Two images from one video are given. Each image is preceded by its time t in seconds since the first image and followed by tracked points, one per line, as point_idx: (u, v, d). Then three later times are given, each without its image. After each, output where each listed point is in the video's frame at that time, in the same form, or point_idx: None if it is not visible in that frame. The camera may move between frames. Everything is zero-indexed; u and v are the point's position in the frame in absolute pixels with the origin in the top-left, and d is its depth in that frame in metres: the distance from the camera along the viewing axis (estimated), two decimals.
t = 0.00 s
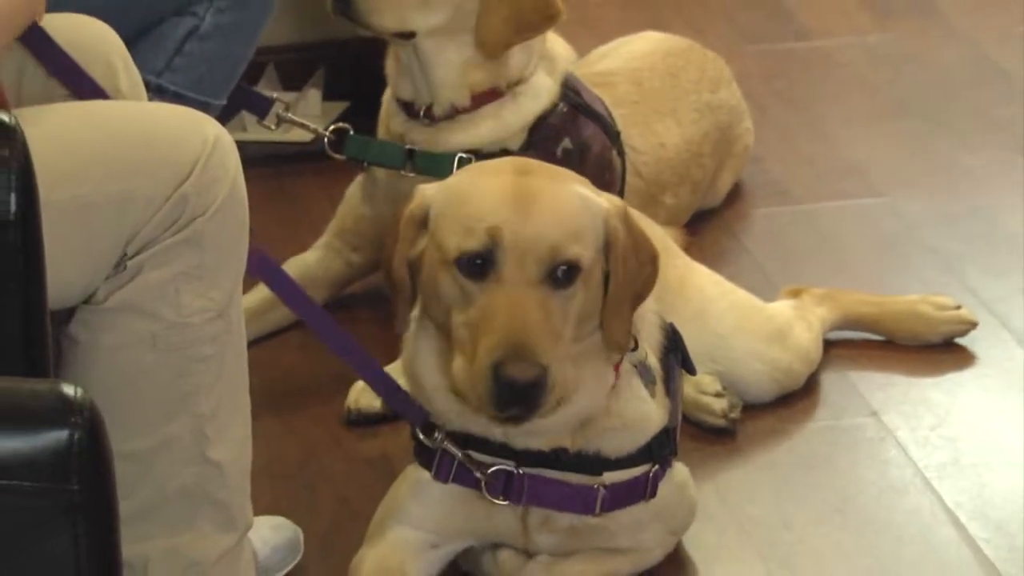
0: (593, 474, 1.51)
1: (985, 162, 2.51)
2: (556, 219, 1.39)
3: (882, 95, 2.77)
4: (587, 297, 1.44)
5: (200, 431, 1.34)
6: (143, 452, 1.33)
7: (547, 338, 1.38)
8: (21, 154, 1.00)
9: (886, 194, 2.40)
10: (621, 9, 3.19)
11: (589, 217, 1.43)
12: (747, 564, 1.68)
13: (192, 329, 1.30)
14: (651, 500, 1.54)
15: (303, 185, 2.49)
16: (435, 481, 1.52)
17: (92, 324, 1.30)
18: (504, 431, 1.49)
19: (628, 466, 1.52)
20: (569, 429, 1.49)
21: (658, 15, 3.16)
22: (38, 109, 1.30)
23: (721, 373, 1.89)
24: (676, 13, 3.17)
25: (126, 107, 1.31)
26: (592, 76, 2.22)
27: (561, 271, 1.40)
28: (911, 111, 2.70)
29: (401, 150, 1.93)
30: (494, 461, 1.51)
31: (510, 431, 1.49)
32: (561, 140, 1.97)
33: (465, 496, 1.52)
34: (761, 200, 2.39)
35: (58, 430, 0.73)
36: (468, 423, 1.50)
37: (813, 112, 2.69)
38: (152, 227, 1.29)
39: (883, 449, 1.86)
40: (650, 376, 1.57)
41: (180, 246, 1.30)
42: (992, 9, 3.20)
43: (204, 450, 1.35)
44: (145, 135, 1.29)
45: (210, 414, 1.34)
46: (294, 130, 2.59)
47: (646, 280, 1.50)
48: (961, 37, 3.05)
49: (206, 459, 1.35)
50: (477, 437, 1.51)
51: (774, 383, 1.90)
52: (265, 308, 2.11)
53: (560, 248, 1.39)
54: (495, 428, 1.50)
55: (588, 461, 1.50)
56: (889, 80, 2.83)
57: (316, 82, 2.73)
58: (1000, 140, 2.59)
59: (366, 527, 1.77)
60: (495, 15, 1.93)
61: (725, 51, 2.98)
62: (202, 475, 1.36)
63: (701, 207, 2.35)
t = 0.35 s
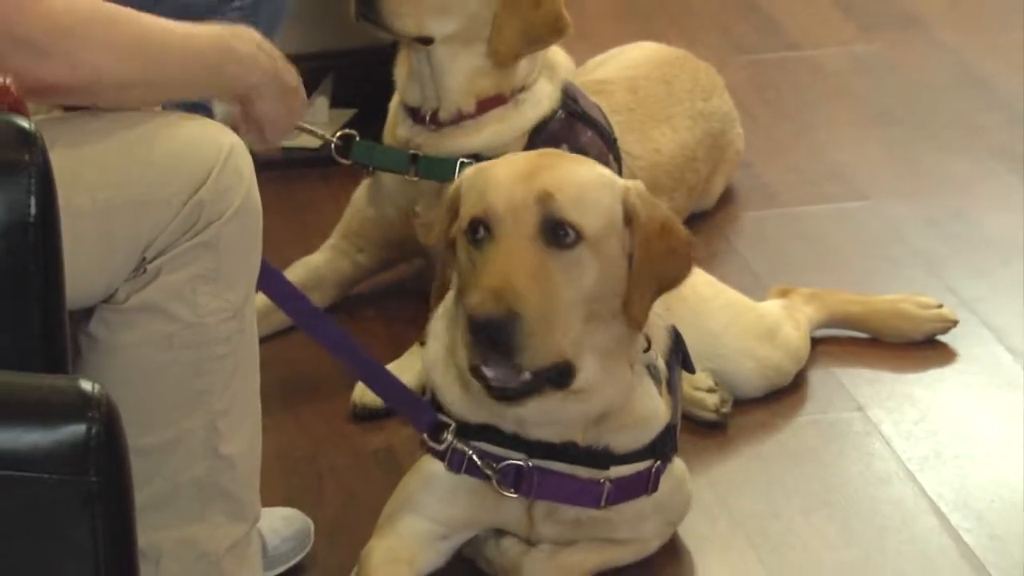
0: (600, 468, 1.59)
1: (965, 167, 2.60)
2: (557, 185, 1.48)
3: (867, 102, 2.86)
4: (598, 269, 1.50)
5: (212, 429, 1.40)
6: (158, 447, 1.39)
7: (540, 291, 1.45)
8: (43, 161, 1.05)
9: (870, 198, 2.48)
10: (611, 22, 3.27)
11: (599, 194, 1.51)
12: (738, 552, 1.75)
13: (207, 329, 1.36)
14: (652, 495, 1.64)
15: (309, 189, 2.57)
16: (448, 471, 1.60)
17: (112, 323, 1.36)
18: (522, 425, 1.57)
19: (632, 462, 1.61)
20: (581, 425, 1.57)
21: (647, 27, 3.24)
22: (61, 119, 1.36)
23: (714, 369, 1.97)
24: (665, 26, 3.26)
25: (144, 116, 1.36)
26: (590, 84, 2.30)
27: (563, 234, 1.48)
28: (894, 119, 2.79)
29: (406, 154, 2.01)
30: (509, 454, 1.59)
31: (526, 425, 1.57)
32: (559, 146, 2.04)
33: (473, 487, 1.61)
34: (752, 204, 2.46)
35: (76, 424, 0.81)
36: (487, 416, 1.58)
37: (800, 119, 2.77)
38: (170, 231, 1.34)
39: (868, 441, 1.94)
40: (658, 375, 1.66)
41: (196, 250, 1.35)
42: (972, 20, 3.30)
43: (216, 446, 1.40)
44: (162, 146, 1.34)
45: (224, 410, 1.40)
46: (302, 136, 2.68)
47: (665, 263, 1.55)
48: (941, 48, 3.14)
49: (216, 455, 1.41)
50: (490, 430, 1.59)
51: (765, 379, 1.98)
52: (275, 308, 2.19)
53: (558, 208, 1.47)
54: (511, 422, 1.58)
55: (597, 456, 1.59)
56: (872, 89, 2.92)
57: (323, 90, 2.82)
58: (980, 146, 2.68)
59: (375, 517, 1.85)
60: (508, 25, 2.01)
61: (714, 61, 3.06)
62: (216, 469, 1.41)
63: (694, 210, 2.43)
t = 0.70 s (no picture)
0: (604, 455, 1.67)
1: (948, 171, 2.68)
2: (497, 166, 1.58)
3: (853, 107, 2.94)
4: (539, 247, 1.57)
5: (223, 425, 1.43)
6: (168, 444, 1.42)
7: (462, 262, 1.56)
8: (61, 165, 1.12)
9: (855, 201, 2.56)
10: (604, 32, 3.36)
11: (546, 174, 1.58)
12: (730, 541, 1.83)
13: (218, 330, 1.39)
14: (652, 484, 1.72)
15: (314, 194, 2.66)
16: (456, 456, 1.68)
17: (126, 323, 1.39)
18: (525, 406, 1.65)
19: (635, 451, 1.68)
20: (584, 409, 1.65)
21: (639, 37, 3.33)
22: (82, 125, 1.40)
23: (706, 366, 2.05)
24: (656, 36, 3.34)
25: (161, 122, 1.39)
26: (588, 94, 2.38)
27: (497, 211, 1.56)
28: (879, 124, 2.87)
29: (410, 159, 2.11)
30: (516, 440, 1.66)
31: (529, 407, 1.65)
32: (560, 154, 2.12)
33: (480, 472, 1.69)
34: (742, 207, 2.54)
35: (94, 418, 0.84)
36: (493, 397, 1.67)
37: (788, 126, 2.85)
38: (184, 233, 1.37)
39: (855, 435, 2.02)
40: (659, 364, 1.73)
41: (208, 253, 1.38)
42: (953, 29, 3.39)
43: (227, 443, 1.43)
44: (177, 153, 1.36)
45: (234, 408, 1.43)
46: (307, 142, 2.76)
47: (612, 241, 1.55)
48: (924, 57, 3.22)
49: (227, 451, 1.44)
50: (499, 414, 1.66)
51: (756, 376, 2.06)
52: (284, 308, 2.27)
53: (490, 186, 1.56)
54: (513, 401, 1.66)
55: (602, 442, 1.66)
56: (856, 95, 3.00)
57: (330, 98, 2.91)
58: (962, 150, 2.76)
59: (381, 509, 1.93)
60: (515, 38, 2.12)
61: (706, 69, 3.14)
62: (225, 465, 1.44)
63: (685, 213, 2.51)
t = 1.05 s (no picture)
0: (594, 438, 1.77)
1: (930, 175, 2.78)
2: (456, 138, 1.69)
3: (840, 114, 3.04)
4: (496, 208, 1.65)
5: (236, 417, 1.51)
6: (183, 435, 1.50)
7: (417, 211, 1.64)
8: (78, 171, 1.15)
9: (841, 204, 2.65)
10: (598, 42, 3.46)
11: (502, 147, 1.68)
12: (720, 528, 1.92)
13: (229, 329, 1.47)
14: (643, 465, 1.82)
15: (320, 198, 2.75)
16: (454, 447, 1.78)
17: (140, 322, 1.46)
18: (513, 391, 1.75)
19: (624, 433, 1.78)
20: (570, 390, 1.75)
21: (632, 47, 3.43)
22: (98, 132, 1.46)
23: (697, 362, 2.14)
24: (650, 46, 3.44)
25: (174, 130, 1.45)
26: (585, 102, 2.52)
27: (452, 170, 1.65)
28: (864, 131, 2.97)
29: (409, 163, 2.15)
30: (509, 429, 1.77)
31: (516, 391, 1.75)
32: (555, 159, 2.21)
33: (476, 461, 1.78)
34: (733, 210, 2.63)
35: (109, 413, 0.93)
36: (480, 385, 1.78)
37: (777, 132, 2.95)
38: (196, 236, 1.44)
39: (840, 428, 2.10)
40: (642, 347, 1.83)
41: (219, 254, 1.45)
42: (936, 40, 3.50)
43: (240, 435, 1.52)
44: (191, 159, 1.43)
45: (247, 402, 1.52)
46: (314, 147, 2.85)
47: (568, 204, 1.63)
48: (908, 66, 3.33)
49: (240, 442, 1.52)
50: (492, 403, 1.77)
51: (744, 371, 2.15)
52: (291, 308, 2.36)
53: (448, 152, 1.67)
54: (499, 387, 1.76)
55: (593, 424, 1.76)
56: (844, 103, 3.10)
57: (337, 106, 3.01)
58: (945, 156, 2.86)
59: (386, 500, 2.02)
60: (515, 50, 2.33)
61: (699, 77, 3.23)
62: (239, 456, 1.53)
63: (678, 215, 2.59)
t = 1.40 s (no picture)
0: (588, 432, 1.86)
1: (914, 180, 2.87)
2: (399, 158, 1.79)
3: (828, 121, 3.14)
4: (450, 207, 1.74)
5: (248, 411, 1.59)
6: (199, 427, 1.58)
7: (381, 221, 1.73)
8: (94, 175, 1.18)
9: (827, 207, 2.74)
10: (593, 53, 3.56)
11: (445, 155, 1.79)
12: (713, 520, 2.01)
13: (242, 325, 1.54)
14: (636, 457, 1.92)
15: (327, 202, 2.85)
16: (453, 447, 1.87)
17: (156, 320, 1.54)
18: (505, 393, 1.84)
19: (616, 427, 1.88)
20: (559, 387, 1.84)
21: (626, 57, 3.52)
22: (114, 137, 1.52)
23: (689, 360, 2.24)
24: (643, 56, 3.55)
25: (185, 132, 1.51)
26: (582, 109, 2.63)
27: (401, 182, 1.75)
28: (850, 136, 3.06)
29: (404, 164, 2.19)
30: (505, 428, 1.85)
31: (508, 392, 1.84)
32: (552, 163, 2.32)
33: (476, 458, 1.87)
34: (724, 213, 2.71)
35: (123, 410, 0.96)
36: (472, 388, 1.86)
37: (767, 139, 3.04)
38: (208, 236, 1.50)
39: (827, 423, 2.19)
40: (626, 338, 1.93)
41: (231, 254, 1.51)
42: (920, 50, 3.60)
43: (252, 428, 1.60)
44: (202, 160, 1.48)
45: (258, 396, 1.59)
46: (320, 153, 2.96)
47: (520, 191, 1.73)
48: (893, 75, 3.43)
49: (252, 435, 1.60)
50: (489, 404, 1.85)
51: (733, 367, 2.24)
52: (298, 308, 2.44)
53: (394, 168, 1.77)
54: (495, 390, 1.84)
55: (587, 420, 1.85)
56: (831, 110, 3.20)
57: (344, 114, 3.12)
58: (929, 162, 2.95)
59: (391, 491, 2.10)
60: (515, 60, 2.42)
61: (691, 86, 3.33)
62: (250, 448, 1.61)
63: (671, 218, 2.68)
